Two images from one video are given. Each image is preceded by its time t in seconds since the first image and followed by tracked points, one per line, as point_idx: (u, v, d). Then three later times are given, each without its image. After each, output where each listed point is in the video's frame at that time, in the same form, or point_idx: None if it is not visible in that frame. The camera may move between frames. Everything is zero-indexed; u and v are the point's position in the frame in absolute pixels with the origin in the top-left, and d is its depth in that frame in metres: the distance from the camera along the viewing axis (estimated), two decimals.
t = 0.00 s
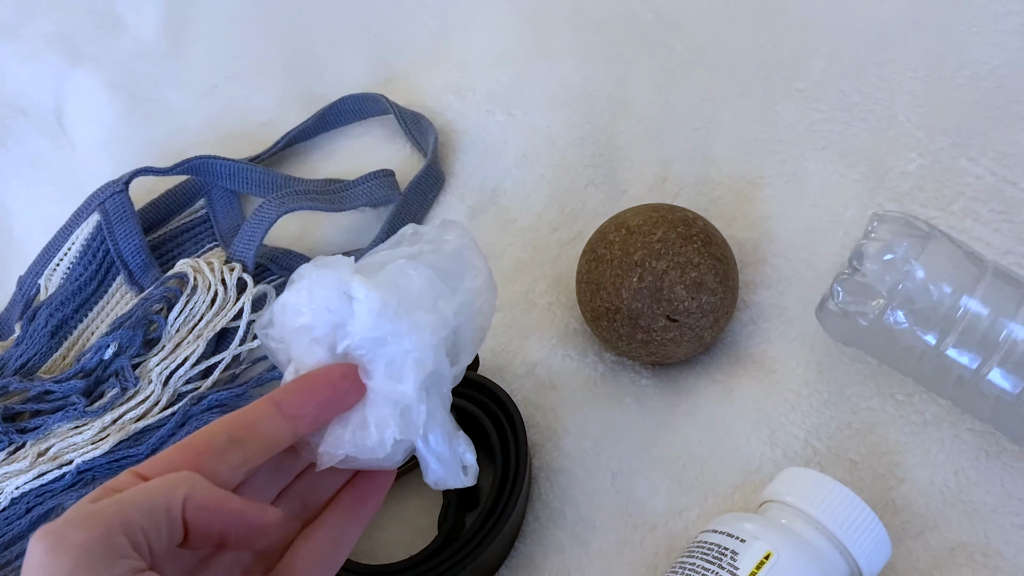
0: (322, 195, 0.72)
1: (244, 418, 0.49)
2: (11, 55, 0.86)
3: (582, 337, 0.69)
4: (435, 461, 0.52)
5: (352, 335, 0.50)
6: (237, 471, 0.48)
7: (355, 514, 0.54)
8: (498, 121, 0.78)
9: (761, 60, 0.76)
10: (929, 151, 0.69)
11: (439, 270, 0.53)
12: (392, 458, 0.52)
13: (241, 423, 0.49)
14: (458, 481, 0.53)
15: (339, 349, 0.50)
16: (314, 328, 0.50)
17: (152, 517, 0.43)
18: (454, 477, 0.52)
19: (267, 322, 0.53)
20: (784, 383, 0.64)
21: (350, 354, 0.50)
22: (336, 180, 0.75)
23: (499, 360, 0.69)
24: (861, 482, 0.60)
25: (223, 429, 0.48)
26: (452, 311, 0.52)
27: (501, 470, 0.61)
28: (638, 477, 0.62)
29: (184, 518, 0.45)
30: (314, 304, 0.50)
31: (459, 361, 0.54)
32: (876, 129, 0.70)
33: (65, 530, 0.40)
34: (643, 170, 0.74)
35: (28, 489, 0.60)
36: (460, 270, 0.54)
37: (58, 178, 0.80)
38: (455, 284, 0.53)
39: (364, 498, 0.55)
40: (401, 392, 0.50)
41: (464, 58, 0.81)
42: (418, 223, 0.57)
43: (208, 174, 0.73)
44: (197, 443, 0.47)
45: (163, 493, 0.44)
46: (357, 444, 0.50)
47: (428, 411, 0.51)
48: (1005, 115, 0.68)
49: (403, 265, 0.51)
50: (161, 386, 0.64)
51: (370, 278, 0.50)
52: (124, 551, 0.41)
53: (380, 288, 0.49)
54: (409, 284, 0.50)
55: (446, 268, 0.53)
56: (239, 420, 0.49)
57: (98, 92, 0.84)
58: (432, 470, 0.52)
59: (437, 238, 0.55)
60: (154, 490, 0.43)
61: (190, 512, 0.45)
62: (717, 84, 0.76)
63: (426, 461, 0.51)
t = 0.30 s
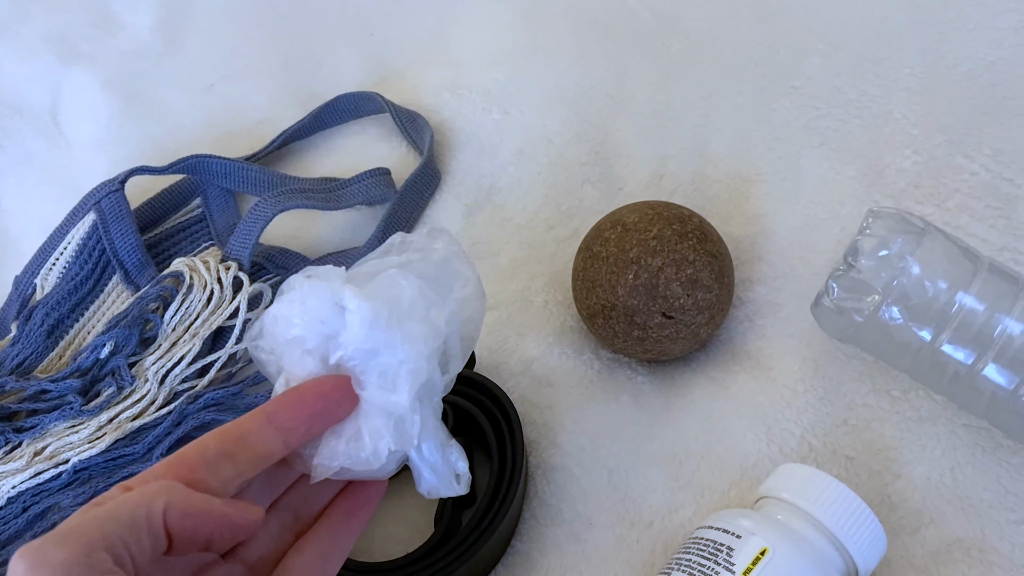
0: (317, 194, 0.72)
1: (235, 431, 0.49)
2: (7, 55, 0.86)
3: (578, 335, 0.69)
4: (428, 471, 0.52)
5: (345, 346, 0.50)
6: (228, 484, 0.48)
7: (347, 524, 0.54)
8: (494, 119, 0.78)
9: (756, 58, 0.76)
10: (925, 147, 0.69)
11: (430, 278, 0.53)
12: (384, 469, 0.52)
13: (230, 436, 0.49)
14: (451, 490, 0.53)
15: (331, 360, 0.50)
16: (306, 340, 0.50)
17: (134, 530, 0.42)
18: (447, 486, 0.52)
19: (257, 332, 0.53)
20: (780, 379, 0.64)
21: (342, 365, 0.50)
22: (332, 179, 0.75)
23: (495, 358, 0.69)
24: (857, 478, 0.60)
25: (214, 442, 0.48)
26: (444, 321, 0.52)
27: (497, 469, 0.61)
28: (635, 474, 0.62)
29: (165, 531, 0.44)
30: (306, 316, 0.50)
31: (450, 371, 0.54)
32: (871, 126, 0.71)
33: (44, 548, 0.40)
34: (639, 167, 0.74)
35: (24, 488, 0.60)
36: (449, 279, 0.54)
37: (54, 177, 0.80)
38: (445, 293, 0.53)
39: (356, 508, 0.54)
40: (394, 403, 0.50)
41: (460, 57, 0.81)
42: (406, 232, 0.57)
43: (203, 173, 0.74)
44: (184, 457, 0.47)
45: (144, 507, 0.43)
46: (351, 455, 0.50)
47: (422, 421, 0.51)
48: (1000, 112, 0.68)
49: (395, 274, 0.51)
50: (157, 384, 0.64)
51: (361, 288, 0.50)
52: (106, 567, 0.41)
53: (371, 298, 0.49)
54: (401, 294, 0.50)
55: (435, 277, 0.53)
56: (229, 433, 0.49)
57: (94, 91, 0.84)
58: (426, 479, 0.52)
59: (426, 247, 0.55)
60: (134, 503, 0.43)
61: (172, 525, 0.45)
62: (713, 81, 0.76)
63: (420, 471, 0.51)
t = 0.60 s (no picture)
0: (316, 196, 0.72)
1: (245, 408, 0.49)
2: (5, 58, 0.87)
3: (576, 336, 0.69)
4: (436, 446, 0.52)
5: (357, 322, 0.50)
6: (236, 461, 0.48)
7: (352, 504, 0.54)
8: (491, 120, 0.78)
9: (753, 58, 0.76)
10: (922, 147, 0.69)
11: (437, 254, 0.53)
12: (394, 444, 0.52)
13: (240, 412, 0.48)
14: (457, 465, 0.53)
15: (342, 336, 0.50)
16: (317, 315, 0.50)
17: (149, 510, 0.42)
18: (455, 461, 0.53)
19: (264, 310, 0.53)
20: (778, 379, 0.64)
21: (353, 340, 0.50)
22: (330, 180, 0.75)
23: (494, 359, 0.69)
24: (855, 477, 0.60)
25: (223, 420, 0.48)
26: (453, 296, 0.52)
27: (497, 467, 0.61)
28: (633, 474, 0.62)
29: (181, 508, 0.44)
30: (317, 291, 0.50)
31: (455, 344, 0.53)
32: (868, 125, 0.71)
33: (60, 530, 0.39)
34: (637, 168, 0.74)
35: (23, 491, 0.60)
36: (450, 257, 0.53)
37: (52, 180, 0.80)
38: (450, 269, 0.53)
39: (362, 488, 0.54)
40: (406, 377, 0.50)
41: (457, 57, 0.81)
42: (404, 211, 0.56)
43: (202, 175, 0.74)
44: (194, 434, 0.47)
45: (159, 486, 0.43)
46: (366, 429, 0.50)
47: (433, 395, 0.51)
48: (997, 111, 0.68)
49: (404, 250, 0.51)
50: (156, 386, 0.64)
51: (371, 263, 0.50)
52: (124, 549, 0.40)
53: (383, 274, 0.49)
54: (411, 270, 0.51)
55: (437, 254, 0.53)
56: (239, 410, 0.48)
57: (92, 94, 0.84)
58: (432, 454, 0.53)
59: (426, 225, 0.54)
60: (149, 483, 0.42)
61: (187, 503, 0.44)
62: (710, 82, 0.76)
63: (429, 445, 0.52)
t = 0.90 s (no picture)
0: (315, 204, 0.72)
1: (248, 429, 0.49)
2: (4, 65, 0.87)
3: (575, 343, 0.69)
4: (438, 466, 0.52)
5: (358, 343, 0.50)
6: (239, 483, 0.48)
7: (354, 527, 0.53)
8: (490, 126, 0.78)
9: (752, 63, 0.76)
10: (921, 153, 0.69)
11: (439, 272, 0.53)
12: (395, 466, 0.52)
13: (244, 434, 0.48)
14: (460, 485, 0.54)
15: (344, 357, 0.50)
16: (319, 336, 0.50)
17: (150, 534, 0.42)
18: (457, 481, 0.53)
19: (266, 329, 0.53)
20: (777, 386, 0.64)
21: (355, 361, 0.50)
22: (329, 188, 0.75)
23: (493, 367, 0.69)
24: (854, 485, 0.60)
25: (226, 440, 0.48)
26: (455, 315, 0.52)
27: (497, 476, 0.61)
28: (632, 482, 0.62)
29: (183, 532, 0.44)
30: (319, 312, 0.50)
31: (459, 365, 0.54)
32: (867, 131, 0.71)
33: (60, 555, 0.39)
34: (636, 174, 0.74)
35: (23, 501, 0.59)
36: (454, 276, 0.53)
37: (51, 187, 0.80)
38: (453, 289, 0.53)
39: (363, 511, 0.54)
40: (408, 398, 0.50)
41: (455, 63, 0.81)
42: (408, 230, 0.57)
43: (201, 183, 0.74)
44: (196, 458, 0.47)
45: (161, 510, 0.43)
46: (367, 452, 0.50)
47: (434, 416, 0.51)
48: (996, 117, 0.68)
49: (405, 271, 0.51)
50: (155, 395, 0.64)
51: (373, 284, 0.50)
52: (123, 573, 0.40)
53: (384, 295, 0.49)
54: (413, 290, 0.51)
55: (440, 273, 0.53)
56: (242, 431, 0.49)
57: (90, 101, 0.84)
58: (435, 474, 0.53)
59: (429, 244, 0.54)
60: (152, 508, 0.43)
61: (189, 527, 0.44)
62: (709, 87, 0.76)
63: (431, 465, 0.52)
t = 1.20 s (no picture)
0: (312, 202, 0.72)
1: (245, 421, 0.49)
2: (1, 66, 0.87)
3: (572, 341, 0.69)
4: (439, 457, 0.52)
5: (357, 333, 0.50)
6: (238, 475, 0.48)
7: (354, 518, 0.53)
8: (487, 126, 0.78)
9: (748, 63, 0.76)
10: (917, 151, 0.69)
11: (438, 263, 0.53)
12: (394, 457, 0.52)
13: (243, 425, 0.48)
14: (460, 476, 0.54)
15: (343, 347, 0.50)
16: (318, 327, 0.50)
17: (148, 527, 0.42)
18: (457, 472, 0.53)
19: (264, 320, 0.53)
20: (774, 384, 0.64)
21: (354, 352, 0.50)
22: (326, 186, 0.75)
23: (489, 365, 0.69)
24: (851, 482, 0.60)
25: (223, 433, 0.48)
26: (454, 307, 0.52)
27: (493, 474, 0.61)
28: (630, 480, 0.62)
29: (181, 524, 0.44)
30: (318, 302, 0.50)
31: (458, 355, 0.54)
32: (863, 130, 0.71)
33: (56, 548, 0.39)
34: (633, 173, 0.74)
35: (19, 500, 0.59)
36: (453, 267, 0.54)
37: (47, 188, 0.80)
38: (452, 279, 0.53)
39: (363, 502, 0.54)
40: (407, 389, 0.50)
41: (452, 63, 0.82)
42: (406, 220, 0.57)
43: (197, 182, 0.74)
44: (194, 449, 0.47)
45: (159, 502, 0.43)
46: (366, 443, 0.50)
47: (435, 407, 0.51)
48: (991, 115, 0.68)
49: (404, 261, 0.51)
50: (152, 395, 0.64)
51: (372, 274, 0.50)
52: (120, 566, 0.40)
53: (384, 285, 0.49)
54: (412, 280, 0.51)
55: (439, 264, 0.53)
56: (239, 423, 0.48)
57: (87, 102, 0.84)
58: (435, 465, 0.53)
59: (428, 234, 0.55)
60: (149, 500, 0.42)
61: (187, 519, 0.44)
62: (705, 86, 0.76)
63: (430, 456, 0.52)
